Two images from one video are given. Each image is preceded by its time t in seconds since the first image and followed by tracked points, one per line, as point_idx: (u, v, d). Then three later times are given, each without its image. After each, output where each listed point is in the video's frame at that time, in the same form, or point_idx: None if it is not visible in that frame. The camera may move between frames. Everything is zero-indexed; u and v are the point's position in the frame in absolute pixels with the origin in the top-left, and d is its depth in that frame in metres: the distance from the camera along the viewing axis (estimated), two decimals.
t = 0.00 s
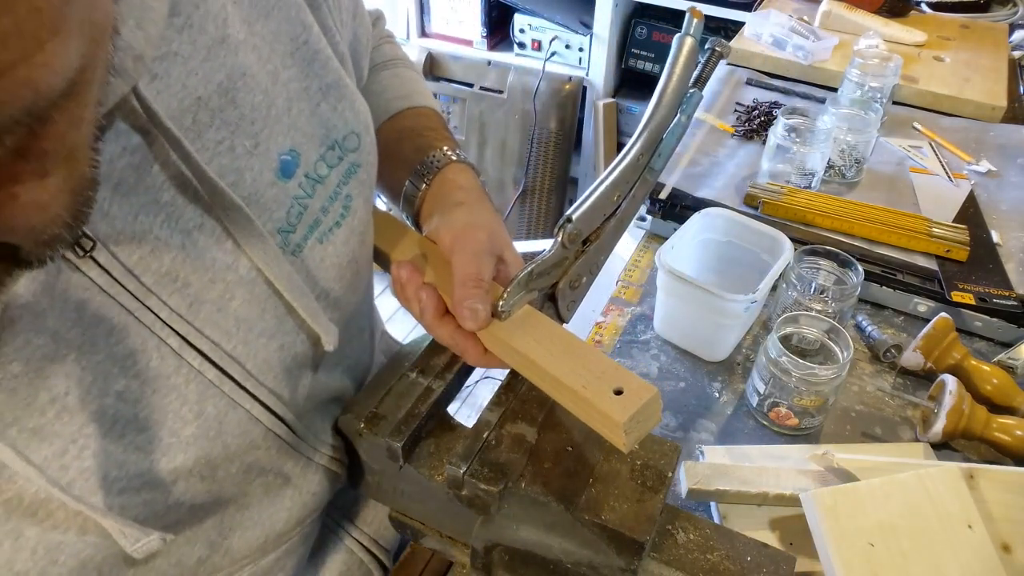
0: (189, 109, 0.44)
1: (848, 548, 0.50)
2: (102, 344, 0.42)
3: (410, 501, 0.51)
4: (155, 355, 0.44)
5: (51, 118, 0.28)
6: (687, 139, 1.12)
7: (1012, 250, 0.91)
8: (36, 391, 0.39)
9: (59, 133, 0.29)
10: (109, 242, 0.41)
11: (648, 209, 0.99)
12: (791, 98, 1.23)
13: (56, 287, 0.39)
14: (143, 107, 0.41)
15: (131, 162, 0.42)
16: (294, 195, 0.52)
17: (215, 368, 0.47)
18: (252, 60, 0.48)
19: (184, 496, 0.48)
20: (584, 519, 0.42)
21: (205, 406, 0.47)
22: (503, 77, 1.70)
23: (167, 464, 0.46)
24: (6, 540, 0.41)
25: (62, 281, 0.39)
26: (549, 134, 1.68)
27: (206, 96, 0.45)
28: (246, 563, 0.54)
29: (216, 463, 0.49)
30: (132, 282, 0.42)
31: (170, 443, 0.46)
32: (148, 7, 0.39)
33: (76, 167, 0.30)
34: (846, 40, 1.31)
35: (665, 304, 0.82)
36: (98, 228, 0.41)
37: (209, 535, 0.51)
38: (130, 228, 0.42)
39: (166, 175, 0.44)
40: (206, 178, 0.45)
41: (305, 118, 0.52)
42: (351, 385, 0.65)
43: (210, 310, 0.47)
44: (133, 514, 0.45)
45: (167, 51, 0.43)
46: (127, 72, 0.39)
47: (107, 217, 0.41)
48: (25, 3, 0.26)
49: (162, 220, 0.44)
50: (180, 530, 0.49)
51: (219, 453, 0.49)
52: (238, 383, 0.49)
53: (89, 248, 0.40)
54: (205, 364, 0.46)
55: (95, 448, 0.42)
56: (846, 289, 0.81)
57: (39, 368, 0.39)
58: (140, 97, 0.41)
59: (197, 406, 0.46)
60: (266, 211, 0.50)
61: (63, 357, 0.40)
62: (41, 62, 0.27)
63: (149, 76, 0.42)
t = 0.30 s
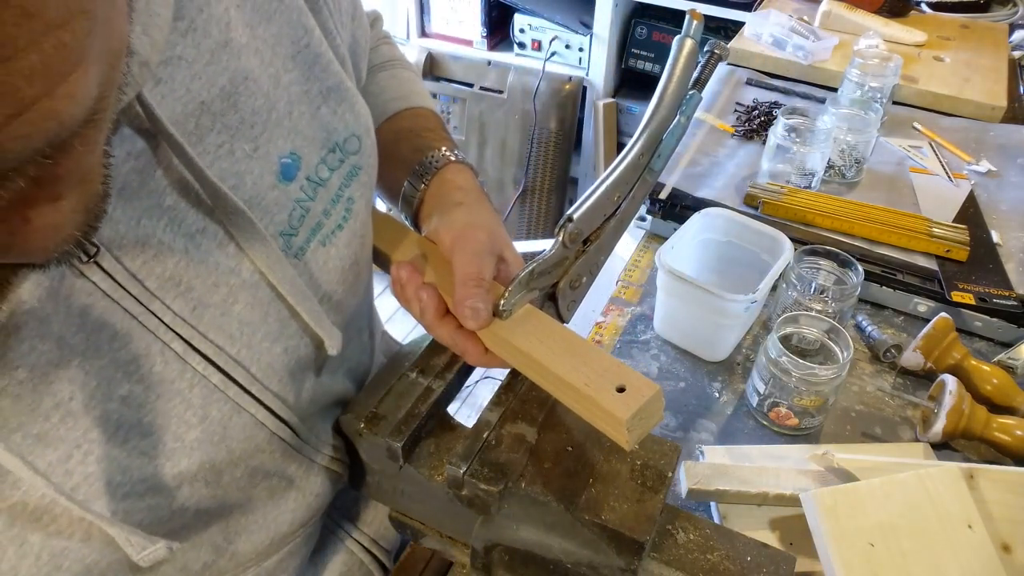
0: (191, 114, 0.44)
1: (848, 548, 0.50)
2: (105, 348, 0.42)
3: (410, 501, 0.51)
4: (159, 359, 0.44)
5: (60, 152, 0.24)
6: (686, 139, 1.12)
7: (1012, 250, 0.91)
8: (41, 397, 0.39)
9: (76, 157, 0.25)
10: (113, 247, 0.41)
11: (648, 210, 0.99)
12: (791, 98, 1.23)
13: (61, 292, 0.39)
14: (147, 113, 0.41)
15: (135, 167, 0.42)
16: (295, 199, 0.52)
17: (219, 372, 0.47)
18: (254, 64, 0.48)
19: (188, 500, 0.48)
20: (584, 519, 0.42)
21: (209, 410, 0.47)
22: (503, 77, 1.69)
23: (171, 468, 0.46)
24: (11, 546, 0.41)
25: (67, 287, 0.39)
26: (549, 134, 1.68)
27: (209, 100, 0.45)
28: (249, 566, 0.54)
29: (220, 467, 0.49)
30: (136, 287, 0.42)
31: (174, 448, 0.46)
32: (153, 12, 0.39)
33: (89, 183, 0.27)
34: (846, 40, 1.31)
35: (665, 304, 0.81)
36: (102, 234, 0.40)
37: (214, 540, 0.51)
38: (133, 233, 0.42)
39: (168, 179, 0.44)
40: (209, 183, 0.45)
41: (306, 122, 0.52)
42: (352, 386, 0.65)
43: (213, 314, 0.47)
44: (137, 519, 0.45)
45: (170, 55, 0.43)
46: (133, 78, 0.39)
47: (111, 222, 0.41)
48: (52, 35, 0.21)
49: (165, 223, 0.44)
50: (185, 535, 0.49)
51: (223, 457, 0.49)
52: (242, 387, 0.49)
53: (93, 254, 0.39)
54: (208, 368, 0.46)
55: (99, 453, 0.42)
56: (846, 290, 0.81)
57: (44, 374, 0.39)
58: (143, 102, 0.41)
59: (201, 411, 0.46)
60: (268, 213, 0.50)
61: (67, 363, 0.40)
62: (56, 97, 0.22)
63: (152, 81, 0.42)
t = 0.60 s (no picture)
0: (189, 111, 0.44)
1: (848, 548, 0.50)
2: (103, 346, 0.42)
3: (410, 501, 0.51)
4: (157, 357, 0.44)
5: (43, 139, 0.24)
6: (686, 140, 1.12)
7: (1012, 250, 0.91)
8: (38, 394, 0.39)
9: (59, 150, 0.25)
10: (110, 244, 0.41)
11: (648, 210, 0.99)
12: (791, 98, 1.23)
13: (58, 289, 0.39)
14: (144, 110, 0.41)
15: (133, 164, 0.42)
16: (294, 196, 0.52)
17: (217, 370, 0.47)
18: (252, 62, 0.48)
19: (186, 498, 0.48)
20: (584, 519, 0.42)
21: (207, 408, 0.47)
22: (503, 77, 1.69)
23: (169, 466, 0.46)
24: (9, 543, 0.41)
25: (64, 284, 0.39)
26: (549, 134, 1.67)
27: (207, 98, 0.45)
28: (249, 566, 0.53)
29: (218, 466, 0.49)
30: (134, 284, 0.42)
31: (172, 446, 0.46)
32: (150, 10, 0.39)
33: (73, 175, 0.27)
34: (846, 40, 1.31)
35: (665, 304, 0.82)
36: (99, 230, 0.40)
37: (213, 539, 0.51)
38: (132, 230, 0.42)
39: (166, 177, 0.44)
40: (207, 180, 0.45)
41: (305, 120, 0.52)
42: (352, 386, 0.65)
43: (211, 312, 0.47)
44: (136, 517, 0.45)
45: (167, 53, 0.43)
46: (130, 74, 0.39)
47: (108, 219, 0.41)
48: (32, 18, 0.21)
49: (163, 221, 0.44)
50: (183, 534, 0.49)
51: (221, 456, 0.48)
52: (240, 385, 0.49)
53: (90, 251, 0.40)
54: (206, 365, 0.46)
55: (97, 450, 0.42)
56: (846, 290, 0.81)
57: (41, 371, 0.39)
58: (141, 99, 0.41)
59: (199, 409, 0.46)
60: (266, 212, 0.50)
61: (65, 360, 0.40)
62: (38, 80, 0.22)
63: (150, 78, 0.42)
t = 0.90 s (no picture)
0: (190, 107, 0.44)
1: (848, 548, 0.50)
2: (104, 340, 0.42)
3: (410, 501, 0.51)
4: (158, 352, 0.44)
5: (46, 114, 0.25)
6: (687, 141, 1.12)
7: (1012, 250, 0.91)
8: (39, 388, 0.39)
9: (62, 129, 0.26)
10: (111, 238, 0.41)
11: (648, 210, 0.99)
12: (791, 98, 1.23)
13: (58, 283, 0.39)
14: (145, 105, 0.42)
15: (133, 158, 0.42)
16: (294, 193, 0.52)
17: (217, 365, 0.47)
18: (252, 58, 0.48)
19: (186, 495, 0.48)
20: (583, 519, 0.42)
21: (207, 403, 0.47)
22: (503, 77, 1.69)
23: (169, 461, 0.46)
24: (8, 537, 0.40)
25: (65, 278, 0.39)
26: (549, 134, 1.67)
27: (207, 94, 0.45)
28: (250, 563, 0.53)
29: (218, 461, 0.49)
30: (135, 278, 0.42)
31: (172, 441, 0.46)
32: (150, 4, 0.39)
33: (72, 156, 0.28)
34: (846, 40, 1.31)
35: (664, 304, 0.82)
36: (99, 224, 0.40)
37: (212, 536, 0.51)
38: (132, 225, 0.42)
39: (167, 172, 0.44)
40: (207, 175, 0.45)
41: (305, 117, 0.52)
42: (353, 386, 0.65)
43: (212, 308, 0.47)
44: (136, 512, 0.45)
45: (168, 49, 0.43)
46: (131, 68, 0.39)
47: (108, 213, 0.41)
48: None
49: (163, 216, 0.44)
50: (182, 530, 0.49)
51: (221, 451, 0.49)
52: (241, 381, 0.49)
53: (91, 246, 0.40)
54: (207, 361, 0.46)
55: (97, 444, 0.42)
56: (846, 290, 0.81)
57: (42, 364, 0.39)
58: (141, 94, 0.41)
59: (199, 404, 0.46)
60: (267, 208, 0.50)
61: (65, 353, 0.40)
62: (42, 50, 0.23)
63: (150, 73, 0.42)
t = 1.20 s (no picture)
0: (198, 108, 0.44)
1: (848, 548, 0.50)
2: (112, 341, 0.41)
3: (411, 501, 0.51)
4: (166, 352, 0.44)
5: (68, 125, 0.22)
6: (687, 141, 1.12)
7: (1012, 250, 0.91)
8: (48, 388, 0.39)
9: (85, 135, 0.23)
10: (120, 239, 0.41)
11: (648, 210, 0.99)
12: (791, 98, 1.23)
13: (67, 283, 0.39)
14: (154, 106, 0.42)
15: (142, 159, 0.42)
16: (300, 194, 0.52)
17: (225, 366, 0.47)
18: (259, 60, 0.48)
19: (195, 496, 0.48)
20: (583, 520, 0.42)
21: (215, 404, 0.47)
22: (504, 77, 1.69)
23: (177, 462, 0.46)
24: (18, 539, 0.40)
25: (73, 279, 0.39)
26: (549, 134, 1.67)
27: (215, 95, 0.45)
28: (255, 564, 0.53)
29: (226, 463, 0.49)
30: (142, 278, 0.42)
31: (181, 442, 0.46)
32: (160, 6, 0.39)
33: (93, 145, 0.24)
34: (846, 40, 1.31)
35: (665, 304, 0.82)
36: (108, 225, 0.40)
37: (218, 536, 0.51)
38: (139, 226, 0.42)
39: (174, 174, 0.44)
40: (214, 176, 0.45)
41: (311, 118, 0.52)
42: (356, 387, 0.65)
43: (218, 309, 0.47)
44: (146, 515, 0.45)
45: (176, 50, 0.43)
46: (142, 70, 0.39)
47: (117, 213, 0.41)
48: None
49: (170, 217, 0.44)
50: (191, 533, 0.49)
51: (228, 452, 0.49)
52: (248, 382, 0.49)
53: (99, 247, 0.39)
54: (214, 362, 0.47)
55: (105, 445, 0.42)
56: (846, 290, 0.81)
57: (53, 365, 0.39)
58: (151, 95, 0.41)
59: (207, 405, 0.47)
60: (273, 209, 0.50)
61: (74, 354, 0.40)
62: (74, 58, 0.20)
63: (159, 74, 0.42)
